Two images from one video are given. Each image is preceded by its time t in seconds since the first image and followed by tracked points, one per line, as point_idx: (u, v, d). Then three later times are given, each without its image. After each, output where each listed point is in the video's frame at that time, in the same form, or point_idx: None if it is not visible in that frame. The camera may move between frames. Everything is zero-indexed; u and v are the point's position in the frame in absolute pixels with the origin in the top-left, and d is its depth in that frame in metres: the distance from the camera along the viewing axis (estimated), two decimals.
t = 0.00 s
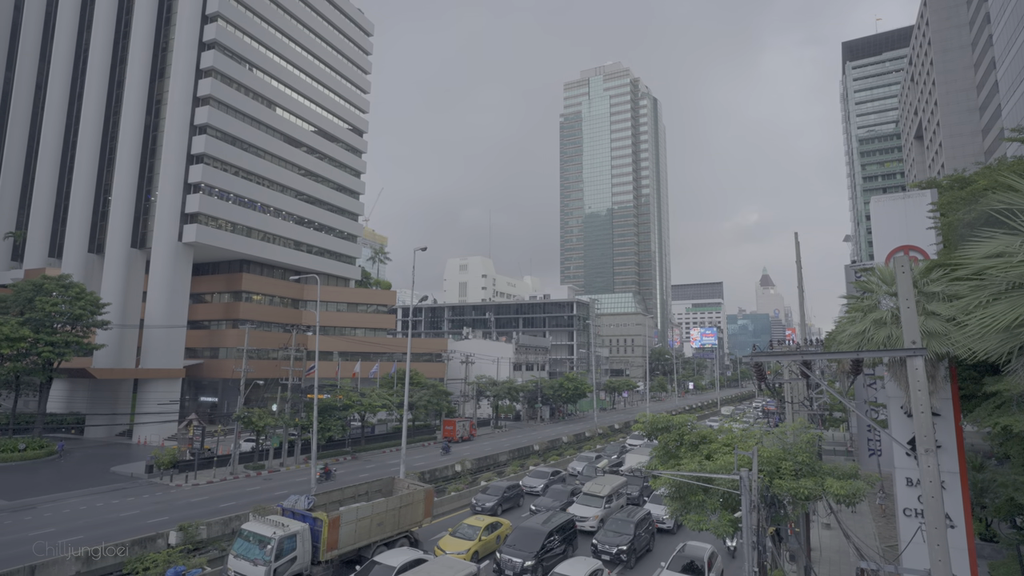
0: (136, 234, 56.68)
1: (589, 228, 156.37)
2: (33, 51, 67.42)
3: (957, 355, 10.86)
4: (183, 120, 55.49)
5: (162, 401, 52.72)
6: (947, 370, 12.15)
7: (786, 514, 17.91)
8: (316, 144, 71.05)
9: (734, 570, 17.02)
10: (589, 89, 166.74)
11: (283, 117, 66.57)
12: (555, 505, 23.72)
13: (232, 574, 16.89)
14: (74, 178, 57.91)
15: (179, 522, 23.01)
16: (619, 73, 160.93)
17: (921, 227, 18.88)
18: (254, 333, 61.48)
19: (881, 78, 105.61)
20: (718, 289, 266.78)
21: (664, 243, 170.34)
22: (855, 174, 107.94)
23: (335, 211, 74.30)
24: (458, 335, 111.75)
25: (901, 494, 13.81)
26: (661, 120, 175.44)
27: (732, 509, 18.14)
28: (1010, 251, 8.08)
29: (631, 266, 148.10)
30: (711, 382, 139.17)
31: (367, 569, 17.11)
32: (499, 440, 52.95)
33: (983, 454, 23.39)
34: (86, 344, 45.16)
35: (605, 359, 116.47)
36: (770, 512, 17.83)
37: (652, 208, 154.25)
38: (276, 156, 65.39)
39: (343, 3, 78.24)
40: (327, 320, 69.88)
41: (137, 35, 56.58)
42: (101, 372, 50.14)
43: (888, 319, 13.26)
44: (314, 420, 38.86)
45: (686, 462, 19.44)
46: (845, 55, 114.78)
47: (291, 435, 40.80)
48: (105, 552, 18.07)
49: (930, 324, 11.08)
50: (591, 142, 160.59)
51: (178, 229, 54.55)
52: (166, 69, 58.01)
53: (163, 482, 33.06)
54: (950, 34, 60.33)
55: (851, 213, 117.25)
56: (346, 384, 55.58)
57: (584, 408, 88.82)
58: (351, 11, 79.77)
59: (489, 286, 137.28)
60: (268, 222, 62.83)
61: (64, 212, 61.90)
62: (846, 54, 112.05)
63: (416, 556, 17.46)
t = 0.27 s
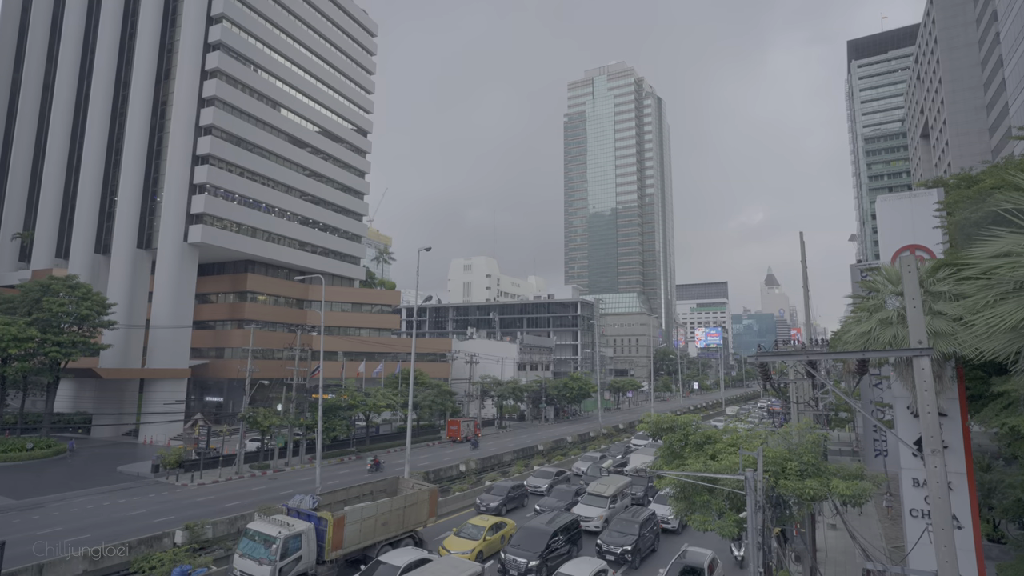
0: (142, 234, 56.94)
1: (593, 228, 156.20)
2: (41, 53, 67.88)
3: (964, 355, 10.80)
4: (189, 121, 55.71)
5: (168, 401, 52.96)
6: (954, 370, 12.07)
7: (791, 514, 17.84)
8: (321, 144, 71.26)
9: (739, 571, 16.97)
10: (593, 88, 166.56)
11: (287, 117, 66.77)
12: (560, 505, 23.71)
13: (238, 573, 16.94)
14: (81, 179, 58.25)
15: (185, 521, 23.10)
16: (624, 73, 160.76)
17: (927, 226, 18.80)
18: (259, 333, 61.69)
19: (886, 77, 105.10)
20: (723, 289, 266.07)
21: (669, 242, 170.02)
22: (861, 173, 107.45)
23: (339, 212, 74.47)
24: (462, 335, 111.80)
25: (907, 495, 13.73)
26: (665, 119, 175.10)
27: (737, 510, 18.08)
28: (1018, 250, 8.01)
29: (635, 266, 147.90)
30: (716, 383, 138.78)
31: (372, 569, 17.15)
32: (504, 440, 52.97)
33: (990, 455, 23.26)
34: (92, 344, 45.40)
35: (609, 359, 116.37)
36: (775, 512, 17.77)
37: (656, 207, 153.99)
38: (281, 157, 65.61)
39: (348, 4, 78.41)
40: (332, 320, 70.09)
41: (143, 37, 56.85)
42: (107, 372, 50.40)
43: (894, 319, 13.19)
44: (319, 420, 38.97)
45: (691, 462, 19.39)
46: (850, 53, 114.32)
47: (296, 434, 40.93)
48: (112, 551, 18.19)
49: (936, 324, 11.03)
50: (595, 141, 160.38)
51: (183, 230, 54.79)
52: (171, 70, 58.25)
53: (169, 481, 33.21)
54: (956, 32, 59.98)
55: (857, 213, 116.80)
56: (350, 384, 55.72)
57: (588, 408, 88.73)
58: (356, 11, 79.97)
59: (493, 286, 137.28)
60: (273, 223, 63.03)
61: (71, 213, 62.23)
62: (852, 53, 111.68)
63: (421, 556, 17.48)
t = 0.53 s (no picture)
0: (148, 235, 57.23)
1: (598, 228, 156.04)
2: (48, 55, 68.34)
3: (972, 355, 10.75)
4: (194, 122, 55.96)
5: (174, 401, 53.23)
6: (961, 371, 11.99)
7: (797, 515, 17.76)
8: (325, 145, 71.45)
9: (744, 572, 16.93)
10: (597, 88, 166.32)
11: (292, 118, 66.98)
12: (564, 506, 23.70)
13: (244, 572, 17.00)
14: (88, 180, 58.59)
15: (190, 520, 23.19)
16: (628, 72, 160.53)
17: (933, 226, 18.68)
18: (264, 333, 61.92)
19: (892, 76, 104.59)
20: (728, 289, 265.39)
21: (673, 242, 169.67)
22: (866, 172, 106.91)
23: (344, 212, 74.64)
24: (467, 336, 111.87)
25: (913, 496, 13.65)
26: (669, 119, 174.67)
27: (742, 510, 18.04)
28: None
29: (639, 266, 147.65)
30: (721, 383, 138.43)
31: (377, 569, 17.17)
32: (508, 440, 52.99)
33: (998, 455, 23.11)
34: (99, 344, 45.66)
35: (614, 359, 116.26)
36: (781, 513, 17.70)
37: (661, 207, 153.67)
38: (286, 158, 65.82)
39: (352, 4, 78.55)
40: (336, 320, 70.26)
41: (148, 38, 57.10)
42: (114, 372, 50.68)
43: (901, 318, 13.10)
44: (324, 420, 39.07)
45: (696, 462, 19.34)
46: (856, 52, 113.80)
47: (301, 434, 41.03)
48: (119, 549, 18.33)
49: (944, 323, 10.96)
50: (600, 141, 160.13)
51: (189, 230, 55.05)
52: (177, 71, 58.48)
53: (175, 481, 33.35)
54: (963, 30, 59.55)
55: (863, 212, 116.26)
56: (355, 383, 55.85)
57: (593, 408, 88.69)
58: (360, 12, 80.15)
59: (497, 286, 137.31)
60: (278, 223, 63.22)
61: (78, 214, 62.57)
62: (857, 52, 111.33)
63: (425, 557, 17.49)
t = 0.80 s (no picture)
0: (155, 235, 57.55)
1: (602, 228, 155.83)
2: (56, 58, 68.80)
3: (980, 355, 10.67)
4: (200, 123, 56.20)
5: (180, 401, 53.53)
6: (970, 371, 11.88)
7: (803, 516, 17.69)
8: (331, 146, 71.63)
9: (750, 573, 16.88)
10: (602, 88, 166.12)
11: (298, 119, 67.17)
12: (569, 506, 23.69)
13: (250, 572, 17.07)
14: (95, 182, 58.96)
15: (197, 520, 23.29)
16: (633, 72, 160.17)
17: (941, 225, 18.53)
18: (270, 333, 62.15)
19: (899, 74, 104.00)
20: (733, 289, 264.56)
21: (679, 242, 169.29)
22: (873, 171, 106.29)
23: (349, 213, 74.81)
24: (472, 336, 111.92)
25: (921, 497, 13.56)
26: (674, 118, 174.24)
27: (748, 511, 18.00)
28: None
29: (645, 266, 147.36)
30: (726, 383, 138.04)
31: (382, 569, 17.21)
32: (513, 440, 53.01)
33: (1006, 456, 22.95)
34: (107, 344, 45.96)
35: (619, 360, 116.08)
36: (787, 514, 17.63)
37: (666, 207, 153.32)
38: (291, 159, 66.02)
39: (357, 5, 78.69)
40: (342, 321, 70.45)
41: (155, 40, 57.41)
42: (121, 372, 50.99)
43: (907, 318, 13.02)
44: (330, 419, 39.17)
45: (702, 462, 19.28)
46: (862, 51, 113.26)
47: (307, 434, 41.17)
48: (126, 548, 18.46)
49: (951, 323, 10.87)
50: (604, 141, 159.93)
51: (195, 231, 55.31)
52: (183, 73, 58.77)
53: (182, 480, 33.55)
54: (971, 28, 59.12)
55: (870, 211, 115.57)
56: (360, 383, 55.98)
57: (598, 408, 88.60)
58: (365, 13, 80.29)
59: (502, 286, 137.32)
60: (283, 224, 63.42)
61: (86, 214, 62.97)
62: (864, 50, 110.98)
63: (431, 556, 17.51)
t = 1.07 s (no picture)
0: (162, 236, 57.91)
1: (608, 227, 155.60)
2: (65, 60, 69.41)
3: (989, 355, 10.60)
4: (206, 125, 56.49)
5: (187, 401, 53.82)
6: (979, 371, 11.76)
7: (810, 517, 17.60)
8: (336, 146, 71.82)
9: (756, 574, 16.82)
10: (607, 87, 165.86)
11: (303, 120, 67.39)
12: (575, 506, 23.67)
13: (257, 571, 17.15)
14: (103, 183, 59.38)
15: (204, 519, 23.40)
16: (638, 71, 159.81)
17: (950, 224, 18.39)
18: (276, 333, 62.38)
19: (907, 72, 103.30)
20: (739, 289, 263.45)
21: (684, 242, 168.78)
22: (881, 170, 105.56)
23: (355, 213, 74.99)
24: (477, 336, 111.97)
25: (930, 498, 13.47)
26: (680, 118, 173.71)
27: (755, 512, 17.92)
28: None
29: (650, 266, 147.03)
30: (732, 383, 137.57)
31: (388, 568, 17.24)
32: (519, 440, 53.01)
33: (1016, 458, 22.75)
34: (115, 344, 46.27)
35: (624, 360, 115.86)
36: (794, 515, 17.54)
37: (672, 206, 152.90)
38: (297, 160, 66.26)
39: (362, 6, 78.84)
40: (348, 321, 70.64)
41: (162, 42, 57.75)
42: (129, 372, 51.33)
43: (915, 318, 12.94)
44: (336, 419, 39.29)
45: (708, 462, 19.23)
46: (869, 49, 112.69)
47: (313, 434, 41.29)
48: (134, 547, 18.60)
49: (960, 323, 10.80)
50: (610, 140, 159.66)
51: (202, 232, 55.60)
52: (189, 74, 59.08)
53: (189, 479, 33.75)
54: (980, 26, 58.61)
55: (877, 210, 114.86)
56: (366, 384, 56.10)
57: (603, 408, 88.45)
58: (370, 14, 80.49)
59: (508, 286, 137.33)
60: (289, 225, 63.63)
61: (94, 216, 63.42)
62: (871, 49, 110.36)
63: (436, 556, 17.54)
